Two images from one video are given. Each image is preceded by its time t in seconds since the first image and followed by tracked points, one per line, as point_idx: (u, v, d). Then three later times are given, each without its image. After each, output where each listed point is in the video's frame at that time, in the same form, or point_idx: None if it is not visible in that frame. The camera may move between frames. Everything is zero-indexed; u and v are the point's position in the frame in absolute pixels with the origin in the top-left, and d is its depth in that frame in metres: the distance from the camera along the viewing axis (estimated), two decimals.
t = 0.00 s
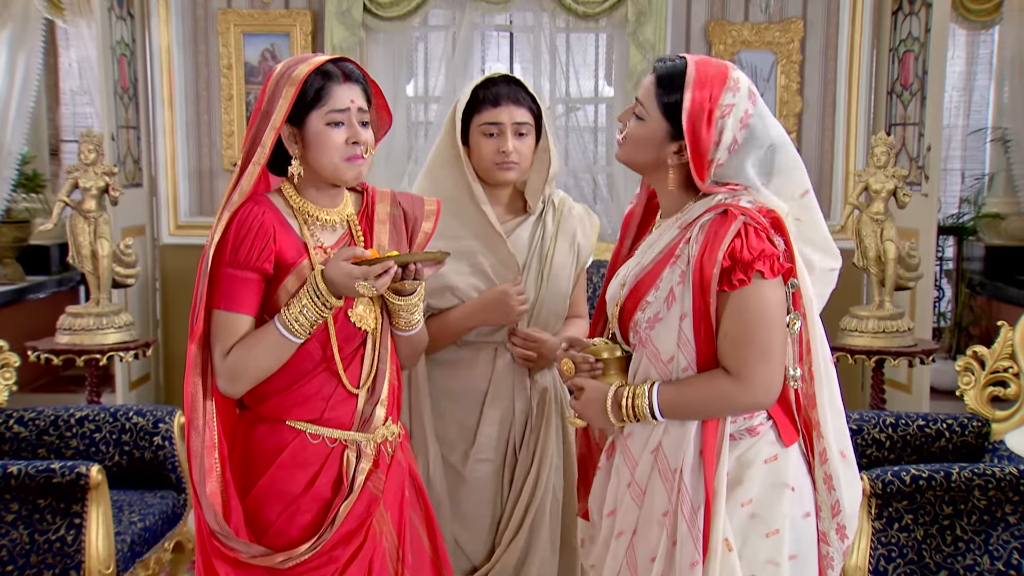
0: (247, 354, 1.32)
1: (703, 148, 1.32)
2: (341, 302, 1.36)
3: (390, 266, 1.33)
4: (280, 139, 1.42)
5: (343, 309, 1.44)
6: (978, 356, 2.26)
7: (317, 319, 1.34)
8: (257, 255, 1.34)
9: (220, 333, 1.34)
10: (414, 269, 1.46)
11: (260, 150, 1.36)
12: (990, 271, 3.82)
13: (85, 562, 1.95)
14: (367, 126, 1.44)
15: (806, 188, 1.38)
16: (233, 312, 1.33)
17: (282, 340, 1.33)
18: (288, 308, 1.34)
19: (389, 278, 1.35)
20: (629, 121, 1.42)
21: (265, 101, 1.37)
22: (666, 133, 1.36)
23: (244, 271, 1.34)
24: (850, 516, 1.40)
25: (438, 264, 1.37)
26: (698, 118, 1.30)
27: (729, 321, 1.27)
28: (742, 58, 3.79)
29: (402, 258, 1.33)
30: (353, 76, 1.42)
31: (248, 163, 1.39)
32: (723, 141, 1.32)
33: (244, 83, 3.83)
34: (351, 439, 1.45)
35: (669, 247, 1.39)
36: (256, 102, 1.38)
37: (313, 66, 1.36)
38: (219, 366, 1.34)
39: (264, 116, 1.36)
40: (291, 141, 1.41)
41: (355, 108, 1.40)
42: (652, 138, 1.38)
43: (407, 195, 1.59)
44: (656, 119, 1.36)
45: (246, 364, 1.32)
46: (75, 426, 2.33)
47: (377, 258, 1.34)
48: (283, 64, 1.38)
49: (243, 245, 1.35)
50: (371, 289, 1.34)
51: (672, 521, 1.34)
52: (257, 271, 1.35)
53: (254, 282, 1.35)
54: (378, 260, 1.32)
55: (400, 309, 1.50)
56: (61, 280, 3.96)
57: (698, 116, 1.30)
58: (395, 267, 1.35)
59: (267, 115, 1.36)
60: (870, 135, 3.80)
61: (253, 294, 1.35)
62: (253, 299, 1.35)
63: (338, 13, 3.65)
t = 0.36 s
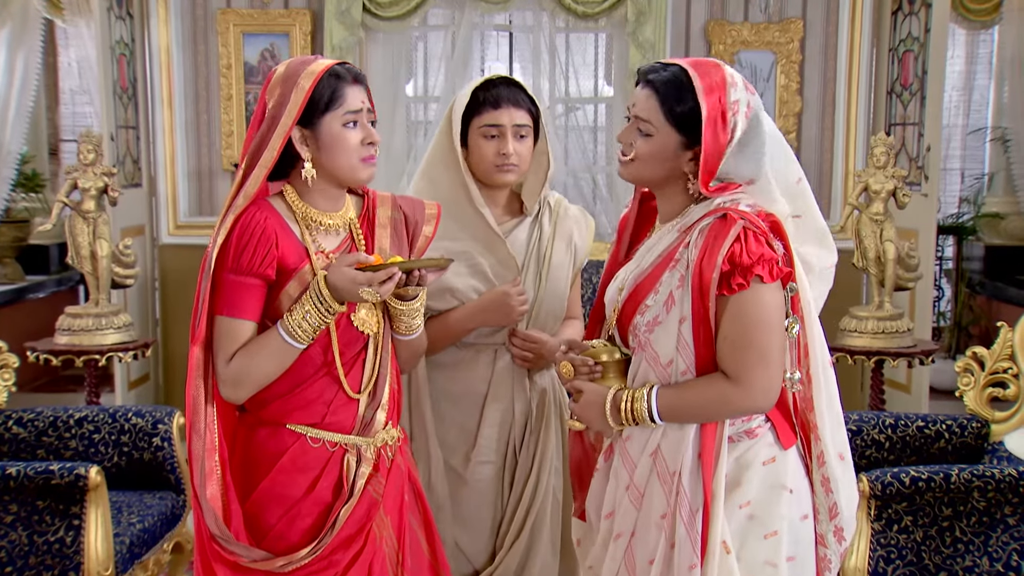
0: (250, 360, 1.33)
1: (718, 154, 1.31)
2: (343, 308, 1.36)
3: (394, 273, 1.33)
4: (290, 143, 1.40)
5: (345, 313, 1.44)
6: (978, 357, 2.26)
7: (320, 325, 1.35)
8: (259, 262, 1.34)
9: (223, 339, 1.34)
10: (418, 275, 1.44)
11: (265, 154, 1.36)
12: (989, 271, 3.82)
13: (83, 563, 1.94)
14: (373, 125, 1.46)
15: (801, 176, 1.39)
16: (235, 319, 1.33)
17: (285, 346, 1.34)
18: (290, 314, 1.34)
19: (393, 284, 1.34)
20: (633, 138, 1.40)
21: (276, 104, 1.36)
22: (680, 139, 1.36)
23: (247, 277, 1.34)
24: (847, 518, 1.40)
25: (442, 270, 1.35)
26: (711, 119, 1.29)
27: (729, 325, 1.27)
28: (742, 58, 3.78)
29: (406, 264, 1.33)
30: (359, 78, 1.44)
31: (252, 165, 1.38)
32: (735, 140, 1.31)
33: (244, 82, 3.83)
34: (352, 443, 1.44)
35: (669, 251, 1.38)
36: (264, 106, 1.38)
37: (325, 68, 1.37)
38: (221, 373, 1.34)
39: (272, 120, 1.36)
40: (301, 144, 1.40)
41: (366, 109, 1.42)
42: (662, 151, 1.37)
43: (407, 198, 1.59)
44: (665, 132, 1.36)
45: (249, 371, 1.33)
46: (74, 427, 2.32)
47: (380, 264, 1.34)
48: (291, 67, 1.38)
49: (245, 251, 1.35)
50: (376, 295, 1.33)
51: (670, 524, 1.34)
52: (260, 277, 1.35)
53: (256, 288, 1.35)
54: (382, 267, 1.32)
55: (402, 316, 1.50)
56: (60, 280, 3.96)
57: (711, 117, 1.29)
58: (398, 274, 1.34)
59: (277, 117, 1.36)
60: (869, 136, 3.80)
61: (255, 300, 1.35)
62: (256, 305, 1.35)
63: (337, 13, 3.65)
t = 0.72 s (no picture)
0: (251, 363, 1.33)
1: (704, 156, 1.31)
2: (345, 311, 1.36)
3: (397, 275, 1.34)
4: (291, 144, 1.40)
5: (345, 316, 1.44)
6: (978, 357, 2.25)
7: (322, 327, 1.35)
8: (260, 264, 1.34)
9: (222, 343, 1.34)
10: (421, 277, 1.45)
11: (267, 156, 1.35)
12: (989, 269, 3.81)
13: (83, 563, 1.94)
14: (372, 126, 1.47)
15: (801, 179, 1.39)
16: (235, 322, 1.33)
17: (286, 349, 1.34)
18: (292, 317, 1.34)
19: (396, 286, 1.35)
20: (620, 138, 1.41)
21: (277, 104, 1.36)
22: (667, 141, 1.35)
23: (248, 280, 1.34)
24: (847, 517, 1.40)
25: (444, 272, 1.37)
26: (693, 125, 1.30)
27: (730, 329, 1.27)
28: (742, 57, 3.78)
29: (410, 266, 1.33)
30: (357, 79, 1.44)
31: (253, 166, 1.37)
32: (720, 145, 1.31)
33: (243, 81, 3.82)
34: (352, 446, 1.45)
35: (669, 255, 1.38)
36: (263, 107, 1.38)
37: (324, 69, 1.37)
38: (222, 376, 1.34)
39: (272, 121, 1.36)
40: (302, 145, 1.39)
41: (366, 110, 1.43)
42: (646, 153, 1.37)
43: (403, 200, 1.59)
44: (649, 132, 1.36)
45: (250, 375, 1.33)
46: (73, 427, 2.32)
47: (383, 267, 1.34)
48: (290, 67, 1.38)
49: (246, 253, 1.35)
50: (379, 297, 1.34)
51: (671, 526, 1.34)
52: (260, 279, 1.35)
53: (257, 291, 1.34)
54: (386, 269, 1.33)
55: (403, 317, 1.50)
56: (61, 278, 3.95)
57: (692, 123, 1.30)
58: (402, 276, 1.35)
59: (280, 117, 1.35)
60: (870, 135, 3.80)
61: (255, 303, 1.34)
62: (256, 308, 1.35)
63: (337, 11, 3.65)
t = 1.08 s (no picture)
0: (251, 364, 1.32)
1: (707, 139, 1.32)
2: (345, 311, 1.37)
3: (400, 274, 1.36)
4: (287, 144, 1.39)
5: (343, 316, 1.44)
6: (976, 356, 2.25)
7: (322, 327, 1.35)
8: (259, 264, 1.34)
9: (221, 343, 1.33)
10: (423, 276, 1.44)
11: (264, 155, 1.35)
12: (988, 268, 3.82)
13: (81, 563, 1.94)
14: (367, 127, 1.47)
15: (792, 172, 1.40)
16: (234, 323, 1.32)
17: (286, 349, 1.34)
18: (292, 317, 1.34)
19: (398, 285, 1.37)
20: (626, 129, 1.40)
21: (273, 104, 1.36)
22: (674, 126, 1.36)
23: (246, 280, 1.33)
24: (841, 516, 1.41)
25: (445, 271, 1.38)
26: (697, 107, 1.31)
27: (727, 327, 1.27)
28: (741, 54, 3.77)
29: (411, 265, 1.35)
30: (353, 79, 1.45)
31: (251, 164, 1.37)
32: (723, 127, 1.32)
33: (241, 79, 3.81)
34: (350, 448, 1.46)
35: (665, 253, 1.37)
36: (259, 106, 1.38)
37: (322, 68, 1.37)
38: (221, 377, 1.33)
39: (269, 120, 1.35)
40: (300, 145, 1.39)
41: (362, 109, 1.43)
42: (652, 141, 1.37)
43: (394, 200, 1.61)
44: (655, 118, 1.36)
45: (250, 375, 1.32)
46: (71, 426, 2.32)
47: (386, 266, 1.36)
48: (287, 66, 1.37)
49: (245, 253, 1.34)
50: (382, 296, 1.36)
51: (666, 525, 1.33)
52: (259, 279, 1.34)
53: (255, 291, 1.34)
54: (388, 267, 1.34)
55: (398, 317, 1.51)
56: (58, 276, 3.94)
57: (698, 105, 1.31)
58: (403, 274, 1.37)
59: (277, 118, 1.35)
60: (868, 132, 3.79)
61: (254, 303, 1.34)
62: (254, 309, 1.34)
63: (335, 10, 3.64)
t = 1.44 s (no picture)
0: (249, 362, 1.32)
1: (696, 142, 1.31)
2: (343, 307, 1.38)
3: (399, 269, 1.35)
4: (283, 143, 1.38)
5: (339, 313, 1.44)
6: (973, 354, 2.26)
7: (320, 324, 1.36)
8: (254, 262, 1.34)
9: (218, 342, 1.32)
10: (421, 271, 1.43)
11: (260, 155, 1.34)
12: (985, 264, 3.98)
13: (76, 562, 1.94)
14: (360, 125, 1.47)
15: (787, 174, 1.40)
16: (230, 321, 1.32)
17: (284, 346, 1.34)
18: (291, 313, 1.35)
19: (398, 280, 1.36)
20: (615, 130, 1.40)
21: (267, 104, 1.35)
22: (662, 128, 1.35)
23: (242, 279, 1.33)
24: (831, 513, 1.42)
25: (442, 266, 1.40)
26: (685, 112, 1.30)
27: (721, 321, 1.26)
28: (738, 52, 3.76)
29: (410, 260, 1.35)
30: (345, 77, 1.44)
31: (246, 167, 1.35)
32: (712, 132, 1.32)
33: (237, 76, 3.80)
34: (347, 446, 1.46)
35: (659, 249, 1.37)
36: (251, 106, 1.37)
37: (315, 66, 1.37)
38: (218, 377, 1.33)
39: (262, 119, 1.34)
40: (295, 144, 1.38)
41: (356, 108, 1.44)
42: (642, 142, 1.36)
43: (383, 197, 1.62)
44: (644, 121, 1.35)
45: (248, 374, 1.32)
46: (67, 425, 2.31)
47: (385, 261, 1.36)
48: (278, 65, 1.37)
49: (241, 252, 1.34)
50: (381, 292, 1.36)
51: (660, 520, 1.33)
52: (254, 277, 1.34)
53: (250, 289, 1.34)
54: (387, 262, 1.35)
55: (393, 313, 1.51)
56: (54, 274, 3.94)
57: (685, 111, 1.30)
58: (402, 270, 1.36)
59: (272, 119, 1.34)
60: (865, 130, 3.79)
61: (250, 301, 1.34)
62: (251, 307, 1.34)
63: (332, 7, 3.63)
